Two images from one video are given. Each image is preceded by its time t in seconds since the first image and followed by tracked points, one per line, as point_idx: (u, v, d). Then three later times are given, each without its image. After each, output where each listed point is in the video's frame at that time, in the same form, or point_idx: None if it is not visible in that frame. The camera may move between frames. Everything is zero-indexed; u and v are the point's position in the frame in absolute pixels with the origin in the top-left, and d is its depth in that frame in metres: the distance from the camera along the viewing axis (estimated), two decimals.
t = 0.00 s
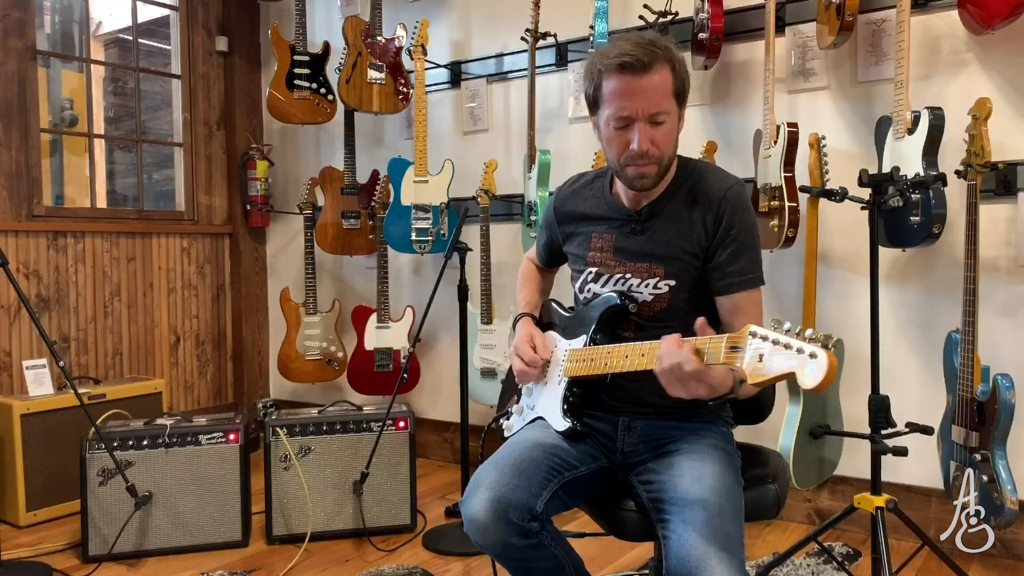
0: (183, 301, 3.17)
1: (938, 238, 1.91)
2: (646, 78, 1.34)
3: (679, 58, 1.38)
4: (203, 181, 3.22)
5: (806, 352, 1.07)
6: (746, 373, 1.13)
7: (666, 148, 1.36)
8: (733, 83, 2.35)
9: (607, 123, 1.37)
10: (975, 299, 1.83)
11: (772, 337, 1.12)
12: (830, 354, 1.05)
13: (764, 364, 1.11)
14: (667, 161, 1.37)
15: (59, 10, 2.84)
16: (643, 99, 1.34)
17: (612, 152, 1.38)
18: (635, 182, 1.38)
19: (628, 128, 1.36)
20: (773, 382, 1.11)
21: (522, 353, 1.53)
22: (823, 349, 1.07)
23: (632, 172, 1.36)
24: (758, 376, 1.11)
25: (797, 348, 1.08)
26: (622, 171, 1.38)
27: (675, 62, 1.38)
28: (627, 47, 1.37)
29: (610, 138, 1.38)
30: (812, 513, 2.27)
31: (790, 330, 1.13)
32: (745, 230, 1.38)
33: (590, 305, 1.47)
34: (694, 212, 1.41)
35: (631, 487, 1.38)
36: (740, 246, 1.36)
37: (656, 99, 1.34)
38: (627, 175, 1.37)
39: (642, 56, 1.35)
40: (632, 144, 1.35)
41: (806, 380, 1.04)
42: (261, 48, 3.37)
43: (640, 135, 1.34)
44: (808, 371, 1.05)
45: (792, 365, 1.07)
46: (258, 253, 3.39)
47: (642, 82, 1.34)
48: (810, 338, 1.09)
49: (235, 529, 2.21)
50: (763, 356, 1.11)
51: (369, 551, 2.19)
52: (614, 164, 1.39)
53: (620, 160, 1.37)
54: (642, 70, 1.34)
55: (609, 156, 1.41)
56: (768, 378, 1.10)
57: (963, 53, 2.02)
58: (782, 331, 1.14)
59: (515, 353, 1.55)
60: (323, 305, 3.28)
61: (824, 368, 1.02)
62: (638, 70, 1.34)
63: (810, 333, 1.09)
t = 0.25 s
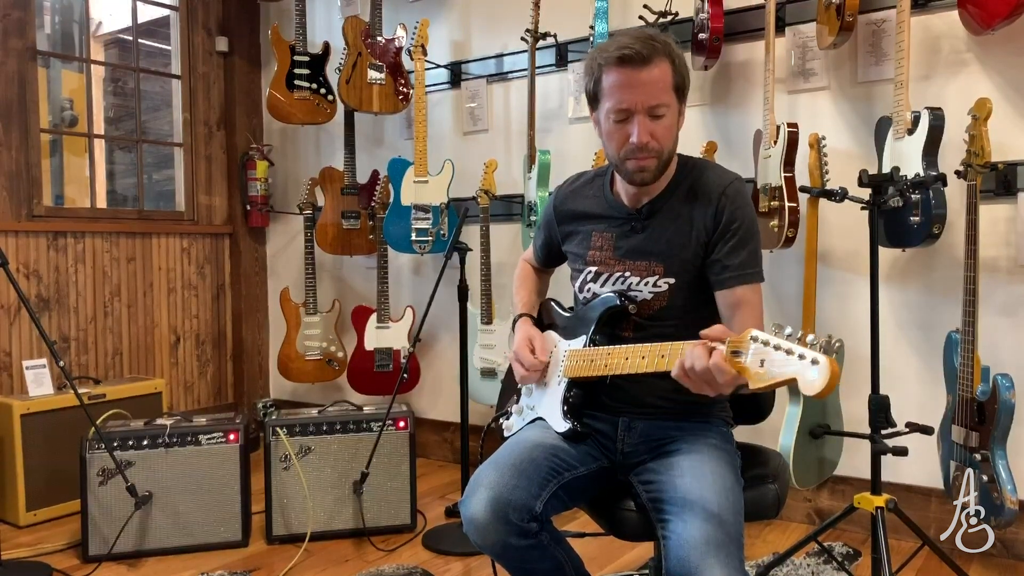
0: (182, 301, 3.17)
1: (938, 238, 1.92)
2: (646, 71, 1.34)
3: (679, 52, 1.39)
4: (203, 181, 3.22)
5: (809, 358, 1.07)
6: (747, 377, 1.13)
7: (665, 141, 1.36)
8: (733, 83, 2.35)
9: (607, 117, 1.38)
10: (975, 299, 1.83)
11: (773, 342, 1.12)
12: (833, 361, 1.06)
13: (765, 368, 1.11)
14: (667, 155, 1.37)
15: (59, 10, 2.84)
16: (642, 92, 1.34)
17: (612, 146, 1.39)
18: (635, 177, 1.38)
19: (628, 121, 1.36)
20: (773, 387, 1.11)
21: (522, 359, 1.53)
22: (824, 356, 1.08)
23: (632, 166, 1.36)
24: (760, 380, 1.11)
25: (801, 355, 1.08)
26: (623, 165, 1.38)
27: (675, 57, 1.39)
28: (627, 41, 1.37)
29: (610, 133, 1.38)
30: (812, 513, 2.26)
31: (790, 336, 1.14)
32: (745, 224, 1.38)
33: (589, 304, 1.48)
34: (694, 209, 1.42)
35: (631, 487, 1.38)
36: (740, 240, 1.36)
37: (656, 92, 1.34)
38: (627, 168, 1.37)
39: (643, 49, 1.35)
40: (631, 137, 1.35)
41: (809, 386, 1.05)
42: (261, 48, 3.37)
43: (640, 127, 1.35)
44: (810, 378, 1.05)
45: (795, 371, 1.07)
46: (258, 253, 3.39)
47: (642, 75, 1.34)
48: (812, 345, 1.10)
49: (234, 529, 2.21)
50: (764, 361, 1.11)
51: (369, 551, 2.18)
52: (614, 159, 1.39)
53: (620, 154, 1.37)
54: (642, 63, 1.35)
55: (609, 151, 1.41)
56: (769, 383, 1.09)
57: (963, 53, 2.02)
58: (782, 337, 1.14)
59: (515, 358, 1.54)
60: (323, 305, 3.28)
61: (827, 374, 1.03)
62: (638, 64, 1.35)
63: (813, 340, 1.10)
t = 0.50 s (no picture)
0: (183, 301, 3.17)
1: (938, 238, 1.91)
2: (648, 72, 1.34)
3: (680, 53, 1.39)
4: (203, 181, 3.22)
5: (809, 359, 1.07)
6: (748, 378, 1.13)
7: (667, 143, 1.36)
8: (733, 83, 2.35)
9: (609, 118, 1.38)
10: (975, 299, 1.83)
11: (774, 343, 1.12)
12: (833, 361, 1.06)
13: (766, 369, 1.11)
14: (668, 157, 1.37)
15: (59, 10, 2.84)
16: (645, 94, 1.34)
17: (614, 148, 1.39)
18: (636, 179, 1.37)
19: (630, 123, 1.36)
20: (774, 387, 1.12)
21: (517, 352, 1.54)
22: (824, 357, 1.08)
23: (634, 168, 1.36)
24: (761, 381, 1.11)
25: (801, 355, 1.08)
26: (624, 167, 1.38)
27: (676, 58, 1.38)
28: (629, 42, 1.37)
29: (612, 135, 1.38)
30: (812, 513, 2.26)
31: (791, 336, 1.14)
32: (745, 224, 1.38)
33: (589, 304, 1.48)
34: (693, 209, 1.42)
35: (631, 487, 1.38)
36: (739, 240, 1.36)
37: (657, 94, 1.34)
38: (629, 171, 1.37)
39: (644, 50, 1.35)
40: (634, 139, 1.35)
41: (810, 387, 1.05)
42: (261, 48, 3.37)
43: (643, 129, 1.34)
44: (811, 379, 1.06)
45: (796, 372, 1.08)
46: (258, 253, 3.39)
47: (644, 76, 1.34)
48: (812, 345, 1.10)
49: (234, 529, 2.21)
50: (765, 362, 1.12)
51: (369, 551, 2.18)
52: (615, 161, 1.39)
53: (622, 156, 1.37)
54: (644, 64, 1.35)
55: (610, 152, 1.41)
56: (771, 384, 1.10)
57: (963, 53, 2.02)
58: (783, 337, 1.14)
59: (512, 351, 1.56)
60: (323, 305, 3.28)
61: (828, 375, 1.04)
62: (640, 65, 1.35)
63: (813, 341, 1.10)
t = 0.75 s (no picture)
0: (183, 301, 3.17)
1: (938, 238, 1.91)
2: (644, 71, 1.34)
3: (678, 53, 1.39)
4: (203, 181, 3.22)
5: (809, 355, 1.07)
6: (748, 375, 1.13)
7: (663, 142, 1.36)
8: (733, 83, 2.35)
9: (606, 117, 1.38)
10: (975, 299, 1.83)
11: (773, 339, 1.12)
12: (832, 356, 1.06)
13: (766, 366, 1.11)
14: (664, 156, 1.37)
15: (59, 9, 2.84)
16: (642, 92, 1.34)
17: (611, 147, 1.38)
18: (632, 177, 1.37)
19: (626, 121, 1.36)
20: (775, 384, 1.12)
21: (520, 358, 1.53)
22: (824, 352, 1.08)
23: (630, 166, 1.36)
24: (762, 378, 1.11)
25: (800, 351, 1.08)
26: (620, 166, 1.38)
27: (673, 57, 1.38)
28: (626, 41, 1.37)
29: (609, 134, 1.38)
30: (812, 513, 2.26)
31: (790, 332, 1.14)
32: (744, 221, 1.38)
33: (588, 303, 1.47)
34: (693, 208, 1.42)
35: (631, 487, 1.38)
36: (739, 237, 1.36)
37: (654, 93, 1.34)
38: (624, 170, 1.37)
39: (642, 49, 1.35)
40: (630, 138, 1.35)
41: (811, 384, 1.06)
42: (261, 48, 3.37)
43: (639, 127, 1.34)
44: (811, 374, 1.06)
45: (796, 368, 1.08)
46: (259, 253, 3.39)
47: (641, 75, 1.34)
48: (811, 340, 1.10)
49: (234, 529, 2.21)
50: (765, 359, 1.11)
51: (369, 551, 2.18)
52: (613, 159, 1.39)
53: (618, 155, 1.37)
54: (641, 62, 1.35)
55: (607, 151, 1.41)
56: (772, 381, 1.10)
57: (963, 53, 2.02)
58: (782, 333, 1.14)
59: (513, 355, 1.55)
60: (323, 305, 3.28)
61: (828, 371, 1.04)
62: (637, 63, 1.35)
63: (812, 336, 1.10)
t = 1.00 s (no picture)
0: (183, 301, 3.17)
1: (938, 238, 1.92)
2: (641, 66, 1.34)
3: (679, 49, 1.38)
4: (203, 180, 3.22)
5: (810, 354, 1.08)
6: (749, 375, 1.12)
7: (659, 138, 1.36)
8: (733, 83, 2.35)
9: (603, 112, 1.38)
10: (975, 299, 1.83)
11: (773, 338, 1.11)
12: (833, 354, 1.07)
13: (767, 366, 1.11)
14: (660, 152, 1.37)
15: (59, 9, 2.84)
16: (637, 88, 1.34)
17: (608, 142, 1.39)
18: (626, 172, 1.37)
19: (621, 116, 1.36)
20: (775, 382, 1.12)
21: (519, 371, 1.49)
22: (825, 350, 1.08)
23: (624, 160, 1.37)
24: (762, 378, 1.11)
25: (802, 350, 1.08)
26: (615, 159, 1.39)
27: (675, 53, 1.38)
28: (625, 37, 1.37)
29: (605, 128, 1.39)
30: (812, 513, 2.26)
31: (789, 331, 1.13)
32: (746, 214, 1.38)
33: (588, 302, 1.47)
34: (695, 202, 1.42)
35: (631, 487, 1.38)
36: (741, 230, 1.37)
37: (650, 88, 1.34)
38: (619, 164, 1.38)
39: (640, 45, 1.35)
40: (624, 133, 1.36)
41: (813, 382, 1.06)
42: (261, 47, 3.37)
43: (632, 123, 1.35)
44: (813, 373, 1.06)
45: (797, 367, 1.08)
46: (258, 253, 3.39)
47: (638, 70, 1.34)
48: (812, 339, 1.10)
49: (234, 528, 2.21)
50: (766, 358, 1.11)
51: (369, 551, 2.18)
52: (610, 154, 1.40)
53: (614, 148, 1.38)
54: (638, 58, 1.35)
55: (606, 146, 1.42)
56: (773, 380, 1.10)
57: (963, 53, 2.02)
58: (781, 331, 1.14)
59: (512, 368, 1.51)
60: (323, 305, 3.28)
61: (831, 371, 1.04)
62: (635, 59, 1.34)
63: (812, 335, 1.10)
